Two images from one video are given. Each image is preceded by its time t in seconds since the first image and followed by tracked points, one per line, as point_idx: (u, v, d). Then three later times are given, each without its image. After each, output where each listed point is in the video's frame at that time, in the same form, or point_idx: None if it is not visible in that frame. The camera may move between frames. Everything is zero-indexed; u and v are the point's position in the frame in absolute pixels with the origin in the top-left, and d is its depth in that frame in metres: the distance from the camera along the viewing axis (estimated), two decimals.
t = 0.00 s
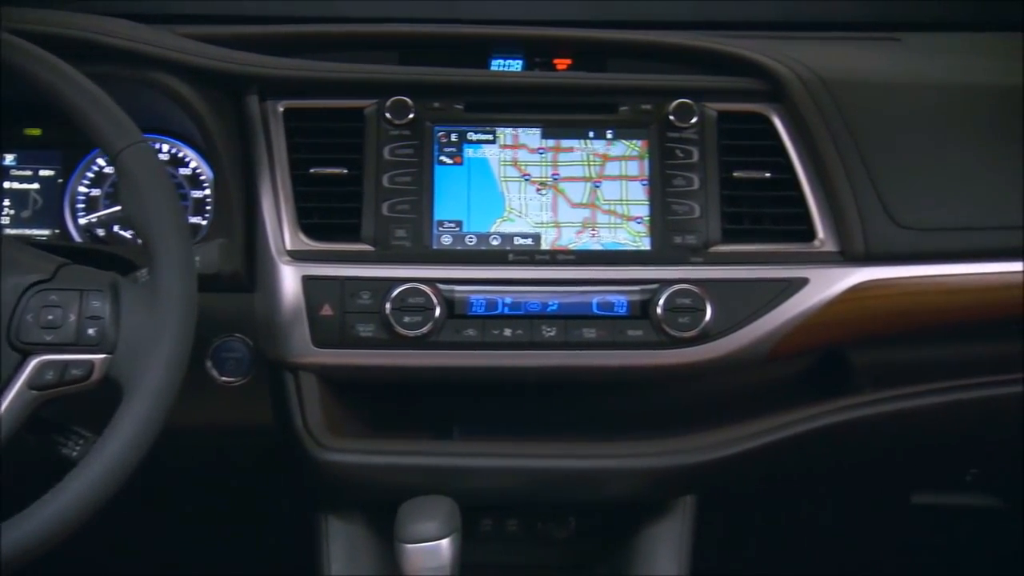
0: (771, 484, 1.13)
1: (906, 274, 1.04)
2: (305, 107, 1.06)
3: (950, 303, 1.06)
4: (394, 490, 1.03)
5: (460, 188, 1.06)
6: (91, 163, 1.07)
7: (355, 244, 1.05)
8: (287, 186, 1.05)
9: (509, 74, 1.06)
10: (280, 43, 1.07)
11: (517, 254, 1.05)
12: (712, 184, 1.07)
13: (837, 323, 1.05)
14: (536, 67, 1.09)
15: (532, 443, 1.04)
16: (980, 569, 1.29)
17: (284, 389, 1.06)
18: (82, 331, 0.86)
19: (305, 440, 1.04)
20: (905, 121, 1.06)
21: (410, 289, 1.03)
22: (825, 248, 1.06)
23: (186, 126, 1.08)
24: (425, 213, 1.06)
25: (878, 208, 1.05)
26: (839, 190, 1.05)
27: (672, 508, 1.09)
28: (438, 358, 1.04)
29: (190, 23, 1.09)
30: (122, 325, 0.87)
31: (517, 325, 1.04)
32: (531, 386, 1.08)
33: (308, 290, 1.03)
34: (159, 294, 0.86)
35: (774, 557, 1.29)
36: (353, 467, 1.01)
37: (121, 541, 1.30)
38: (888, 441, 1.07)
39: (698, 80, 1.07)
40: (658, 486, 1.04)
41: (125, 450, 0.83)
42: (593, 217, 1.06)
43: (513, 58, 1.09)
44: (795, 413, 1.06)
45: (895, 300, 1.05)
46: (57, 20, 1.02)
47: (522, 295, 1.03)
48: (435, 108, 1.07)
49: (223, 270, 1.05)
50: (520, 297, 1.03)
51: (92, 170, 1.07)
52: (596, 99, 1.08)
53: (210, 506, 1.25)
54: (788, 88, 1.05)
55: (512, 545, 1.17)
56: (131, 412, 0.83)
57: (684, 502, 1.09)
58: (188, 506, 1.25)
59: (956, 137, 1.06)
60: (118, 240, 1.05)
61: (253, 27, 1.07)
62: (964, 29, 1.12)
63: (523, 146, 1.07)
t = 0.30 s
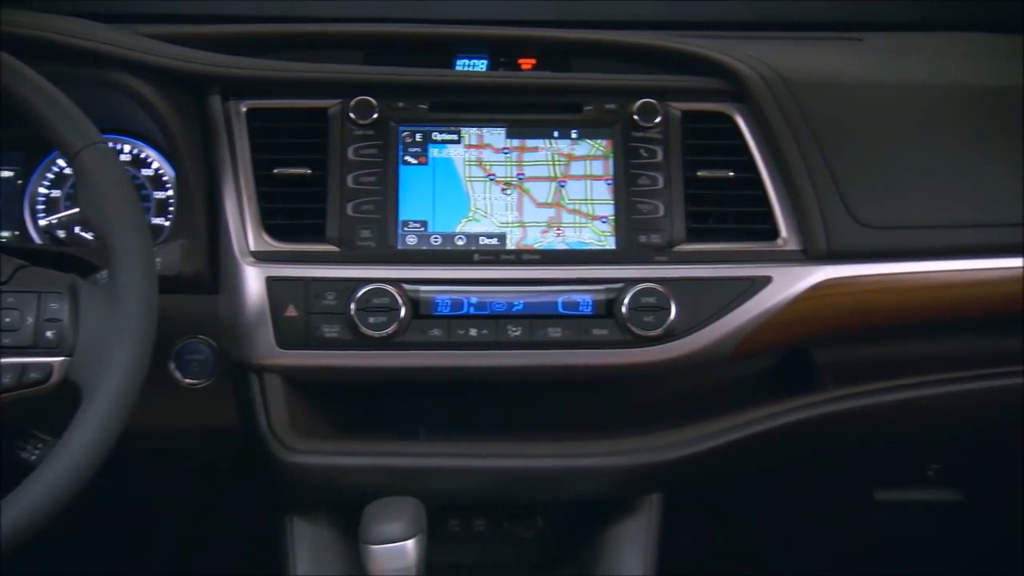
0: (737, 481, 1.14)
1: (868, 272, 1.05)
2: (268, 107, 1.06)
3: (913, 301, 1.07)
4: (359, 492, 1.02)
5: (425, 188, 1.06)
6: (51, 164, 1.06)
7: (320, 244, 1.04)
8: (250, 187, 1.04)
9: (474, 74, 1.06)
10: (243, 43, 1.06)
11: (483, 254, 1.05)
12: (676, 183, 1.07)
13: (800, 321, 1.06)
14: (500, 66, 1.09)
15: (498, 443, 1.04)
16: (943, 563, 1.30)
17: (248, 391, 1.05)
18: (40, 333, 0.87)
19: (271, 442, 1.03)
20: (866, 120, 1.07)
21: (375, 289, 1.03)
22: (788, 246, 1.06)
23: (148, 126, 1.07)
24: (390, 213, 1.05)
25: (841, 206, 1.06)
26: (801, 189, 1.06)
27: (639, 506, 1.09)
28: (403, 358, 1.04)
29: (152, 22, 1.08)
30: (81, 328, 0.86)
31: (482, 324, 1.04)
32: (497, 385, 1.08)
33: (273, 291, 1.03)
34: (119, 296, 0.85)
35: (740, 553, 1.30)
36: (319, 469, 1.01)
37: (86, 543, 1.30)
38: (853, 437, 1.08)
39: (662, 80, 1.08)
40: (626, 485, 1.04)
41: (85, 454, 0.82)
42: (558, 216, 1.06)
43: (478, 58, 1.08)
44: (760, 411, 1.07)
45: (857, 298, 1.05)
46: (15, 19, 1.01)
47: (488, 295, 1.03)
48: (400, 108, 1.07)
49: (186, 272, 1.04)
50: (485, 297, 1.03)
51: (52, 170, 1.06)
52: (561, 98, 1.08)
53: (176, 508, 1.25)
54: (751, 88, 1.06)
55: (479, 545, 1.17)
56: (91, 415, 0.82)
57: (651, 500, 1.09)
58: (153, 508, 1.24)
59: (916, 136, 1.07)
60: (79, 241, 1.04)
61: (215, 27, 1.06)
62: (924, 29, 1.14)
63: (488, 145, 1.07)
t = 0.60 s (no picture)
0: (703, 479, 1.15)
1: (832, 271, 1.06)
2: (232, 107, 1.05)
3: (876, 299, 1.07)
4: (326, 493, 1.02)
5: (392, 188, 1.06)
6: (13, 165, 1.04)
7: (285, 245, 1.04)
8: (215, 187, 1.04)
9: (440, 74, 1.06)
10: (206, 42, 1.06)
11: (450, 253, 1.05)
12: (642, 182, 1.07)
13: (765, 319, 1.06)
14: (467, 66, 1.09)
15: (466, 444, 1.04)
16: (910, 560, 1.32)
17: (213, 392, 1.05)
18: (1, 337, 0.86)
19: (237, 445, 1.02)
20: (830, 120, 1.08)
21: (341, 290, 1.02)
22: (753, 245, 1.07)
23: (111, 126, 1.06)
24: (356, 213, 1.05)
25: (805, 206, 1.07)
26: (766, 188, 1.06)
27: (606, 505, 1.10)
28: (370, 358, 1.03)
29: (114, 22, 1.07)
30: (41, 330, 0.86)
31: (449, 324, 1.03)
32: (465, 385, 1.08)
33: (238, 292, 1.02)
34: (80, 298, 0.84)
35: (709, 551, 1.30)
36: (285, 470, 1.00)
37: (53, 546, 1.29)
38: (818, 434, 1.09)
39: (628, 80, 1.08)
40: (594, 484, 1.04)
41: (45, 458, 0.81)
42: (524, 216, 1.06)
43: (444, 58, 1.08)
44: (726, 409, 1.07)
45: (822, 296, 1.06)
46: None
47: (455, 295, 1.03)
48: (366, 108, 1.06)
49: (149, 273, 1.04)
50: (452, 297, 1.03)
51: (14, 171, 1.04)
52: (527, 98, 1.08)
53: (143, 511, 1.24)
54: (716, 88, 1.06)
55: (448, 546, 1.17)
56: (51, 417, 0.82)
57: (618, 499, 1.10)
58: (121, 510, 1.24)
59: (880, 136, 1.08)
60: (41, 243, 1.03)
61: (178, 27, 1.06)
62: (887, 29, 1.15)
63: (454, 145, 1.07)
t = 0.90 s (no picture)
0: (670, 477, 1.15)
1: (797, 269, 1.07)
2: (195, 107, 1.04)
3: (841, 297, 1.08)
4: (292, 495, 1.01)
5: (357, 189, 1.05)
6: None
7: (250, 246, 1.03)
8: (178, 188, 1.03)
9: (406, 74, 1.06)
10: (169, 42, 1.05)
11: (416, 253, 1.05)
12: (608, 182, 1.08)
13: (731, 318, 1.07)
14: (433, 66, 1.09)
15: (433, 444, 1.04)
16: (878, 557, 1.32)
17: (178, 394, 1.04)
18: None
19: (202, 446, 1.02)
20: (793, 119, 1.09)
21: (307, 291, 1.02)
22: (719, 244, 1.07)
23: (72, 126, 1.05)
24: (322, 213, 1.04)
25: (770, 204, 1.07)
26: (731, 187, 1.07)
27: (574, 504, 1.10)
28: (336, 359, 1.03)
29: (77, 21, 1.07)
30: None
31: (416, 325, 1.03)
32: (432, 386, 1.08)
33: (202, 293, 1.01)
34: (42, 301, 0.83)
35: (677, 548, 1.31)
36: (249, 472, 1.00)
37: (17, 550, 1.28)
38: (783, 432, 1.09)
39: (593, 79, 1.08)
40: (561, 483, 1.04)
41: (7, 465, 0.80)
42: (491, 216, 1.06)
43: (411, 58, 1.08)
44: (692, 408, 1.08)
45: (787, 294, 1.07)
46: None
47: (421, 295, 1.03)
48: (331, 108, 1.06)
49: (111, 274, 1.03)
50: (418, 297, 1.03)
51: None
52: (493, 98, 1.08)
53: (109, 513, 1.23)
54: (681, 87, 1.07)
55: (416, 546, 1.17)
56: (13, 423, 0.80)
57: (586, 498, 1.10)
58: (86, 513, 1.23)
59: (844, 135, 1.09)
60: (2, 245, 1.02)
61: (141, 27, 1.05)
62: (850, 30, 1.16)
63: (420, 145, 1.07)
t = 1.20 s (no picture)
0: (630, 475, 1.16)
1: (754, 267, 1.07)
2: (148, 108, 1.03)
3: (797, 294, 1.09)
4: (249, 497, 1.00)
5: (314, 189, 1.05)
6: None
7: (206, 247, 1.02)
8: (132, 190, 1.02)
9: (363, 74, 1.05)
10: (122, 43, 1.05)
11: (373, 254, 1.04)
12: (566, 181, 1.08)
13: (688, 316, 1.07)
14: (390, 66, 1.08)
15: (392, 445, 1.03)
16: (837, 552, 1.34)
17: (133, 397, 1.03)
18: None
19: (158, 449, 1.01)
20: (749, 119, 1.09)
21: (263, 291, 1.01)
22: (676, 243, 1.08)
23: (23, 127, 1.04)
24: (278, 214, 1.04)
25: (726, 203, 1.08)
26: (688, 186, 1.08)
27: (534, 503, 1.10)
28: (293, 360, 1.02)
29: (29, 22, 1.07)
30: None
31: (374, 325, 1.03)
32: (391, 386, 1.08)
33: (157, 295, 1.00)
34: None
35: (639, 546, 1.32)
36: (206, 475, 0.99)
37: None
38: (741, 429, 1.10)
39: (551, 79, 1.08)
40: (520, 483, 1.04)
41: None
42: (449, 215, 1.06)
43: (368, 57, 1.08)
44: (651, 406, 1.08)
45: (743, 292, 1.08)
46: None
47: (379, 296, 1.03)
48: (287, 108, 1.05)
49: (64, 277, 1.02)
50: (376, 298, 1.02)
51: None
52: (450, 98, 1.08)
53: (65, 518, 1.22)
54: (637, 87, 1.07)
55: (376, 546, 1.16)
56: None
57: (546, 497, 1.10)
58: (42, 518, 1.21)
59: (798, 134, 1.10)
60: None
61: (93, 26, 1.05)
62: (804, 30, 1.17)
63: (377, 145, 1.06)
